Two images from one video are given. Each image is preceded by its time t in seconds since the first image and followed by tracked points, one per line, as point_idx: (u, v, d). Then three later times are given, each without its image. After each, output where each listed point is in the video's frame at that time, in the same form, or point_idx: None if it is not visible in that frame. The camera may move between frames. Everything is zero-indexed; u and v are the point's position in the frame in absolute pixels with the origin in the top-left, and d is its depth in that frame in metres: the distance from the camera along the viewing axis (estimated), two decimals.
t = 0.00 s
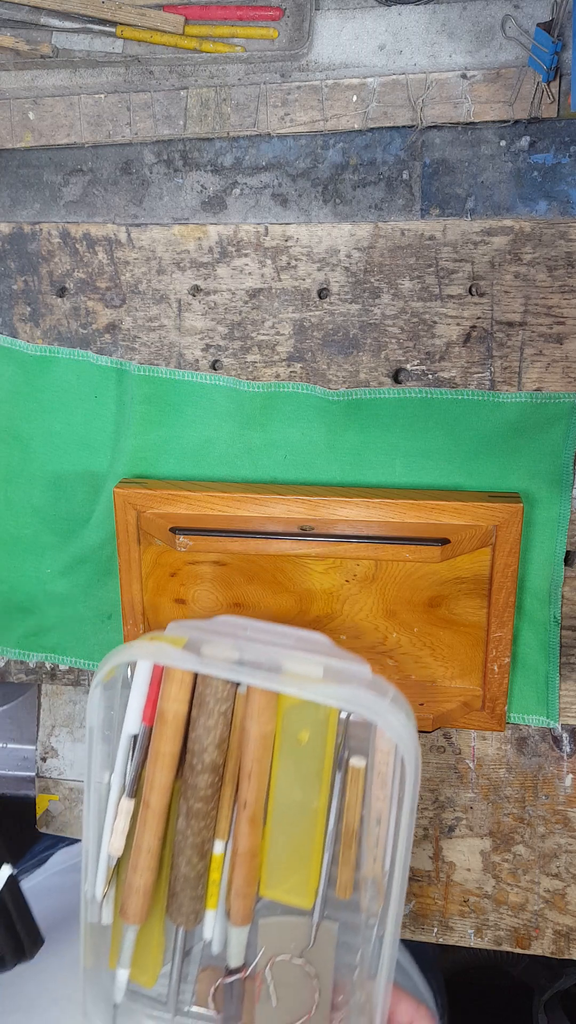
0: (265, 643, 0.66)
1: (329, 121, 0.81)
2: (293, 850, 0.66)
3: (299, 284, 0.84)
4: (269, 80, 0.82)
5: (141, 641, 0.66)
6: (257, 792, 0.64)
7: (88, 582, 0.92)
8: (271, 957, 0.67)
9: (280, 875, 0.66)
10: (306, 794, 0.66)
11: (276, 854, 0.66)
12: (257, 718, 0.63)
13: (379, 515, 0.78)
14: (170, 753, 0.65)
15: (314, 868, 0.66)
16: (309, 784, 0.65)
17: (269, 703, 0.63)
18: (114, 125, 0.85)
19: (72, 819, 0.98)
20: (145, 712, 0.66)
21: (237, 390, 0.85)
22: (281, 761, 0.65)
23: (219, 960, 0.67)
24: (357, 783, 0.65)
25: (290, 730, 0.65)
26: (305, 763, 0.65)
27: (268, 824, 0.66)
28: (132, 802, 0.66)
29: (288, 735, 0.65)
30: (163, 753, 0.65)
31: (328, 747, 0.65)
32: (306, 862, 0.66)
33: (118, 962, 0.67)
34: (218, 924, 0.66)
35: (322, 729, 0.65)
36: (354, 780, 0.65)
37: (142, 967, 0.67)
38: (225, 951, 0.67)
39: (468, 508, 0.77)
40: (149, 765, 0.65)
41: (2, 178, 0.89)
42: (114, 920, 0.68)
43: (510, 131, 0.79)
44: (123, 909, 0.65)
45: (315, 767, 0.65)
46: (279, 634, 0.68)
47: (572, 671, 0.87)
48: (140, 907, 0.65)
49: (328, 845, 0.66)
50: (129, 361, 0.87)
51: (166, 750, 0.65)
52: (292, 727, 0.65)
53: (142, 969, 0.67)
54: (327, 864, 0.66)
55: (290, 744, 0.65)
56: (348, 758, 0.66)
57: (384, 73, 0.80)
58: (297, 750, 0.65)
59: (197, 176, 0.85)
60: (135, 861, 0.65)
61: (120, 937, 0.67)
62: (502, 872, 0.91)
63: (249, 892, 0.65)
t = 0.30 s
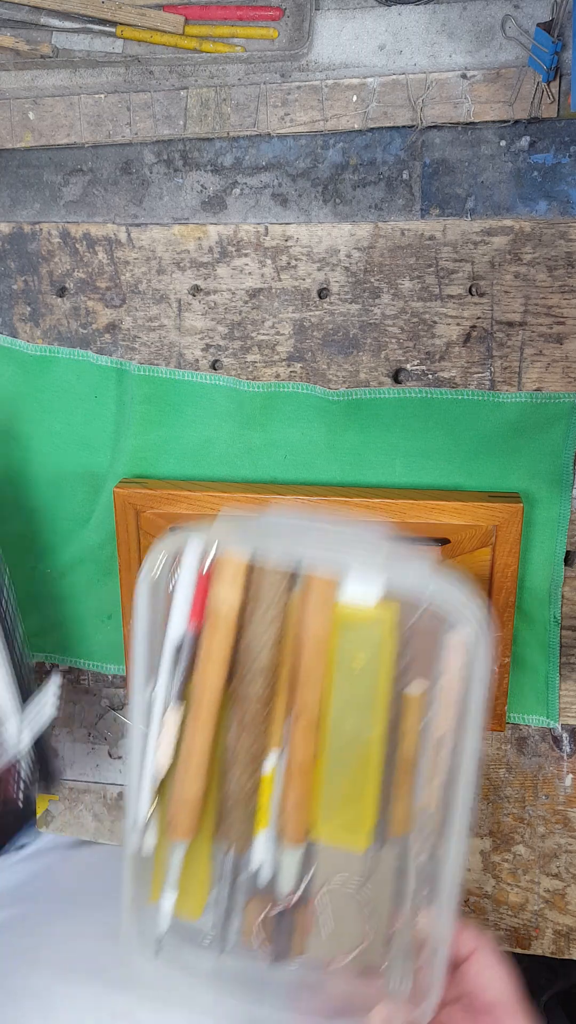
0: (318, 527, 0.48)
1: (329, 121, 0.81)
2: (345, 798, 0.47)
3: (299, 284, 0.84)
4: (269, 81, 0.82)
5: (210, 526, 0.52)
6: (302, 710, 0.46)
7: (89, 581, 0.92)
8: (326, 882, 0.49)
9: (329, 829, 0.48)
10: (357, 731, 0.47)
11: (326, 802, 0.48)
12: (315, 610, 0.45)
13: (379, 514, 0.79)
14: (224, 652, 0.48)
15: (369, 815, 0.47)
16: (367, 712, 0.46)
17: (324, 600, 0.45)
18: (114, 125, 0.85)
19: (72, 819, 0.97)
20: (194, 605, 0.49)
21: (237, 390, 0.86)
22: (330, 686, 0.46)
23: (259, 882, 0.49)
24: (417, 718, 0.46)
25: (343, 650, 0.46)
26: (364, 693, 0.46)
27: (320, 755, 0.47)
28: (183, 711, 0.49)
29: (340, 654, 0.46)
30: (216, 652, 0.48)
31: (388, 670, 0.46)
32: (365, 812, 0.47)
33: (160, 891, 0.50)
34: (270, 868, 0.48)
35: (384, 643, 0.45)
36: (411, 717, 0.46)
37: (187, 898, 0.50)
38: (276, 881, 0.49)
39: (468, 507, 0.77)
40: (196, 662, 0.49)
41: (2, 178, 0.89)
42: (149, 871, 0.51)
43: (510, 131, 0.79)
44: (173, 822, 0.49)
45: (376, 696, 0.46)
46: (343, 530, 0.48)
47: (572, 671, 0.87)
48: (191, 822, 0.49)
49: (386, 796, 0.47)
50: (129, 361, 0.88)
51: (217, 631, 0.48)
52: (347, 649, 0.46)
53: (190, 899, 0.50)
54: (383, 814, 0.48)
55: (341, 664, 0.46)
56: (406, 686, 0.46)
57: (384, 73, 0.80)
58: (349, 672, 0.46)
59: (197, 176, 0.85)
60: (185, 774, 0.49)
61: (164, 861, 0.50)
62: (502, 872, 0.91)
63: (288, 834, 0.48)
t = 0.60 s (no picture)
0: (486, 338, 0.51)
1: (329, 121, 0.81)
2: (476, 613, 0.56)
3: (299, 283, 0.84)
4: (268, 80, 0.82)
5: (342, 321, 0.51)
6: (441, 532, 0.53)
7: (88, 581, 0.92)
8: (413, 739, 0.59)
9: (448, 654, 0.57)
10: (486, 560, 0.55)
11: (442, 626, 0.56)
12: (462, 423, 0.51)
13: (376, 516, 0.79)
14: (340, 458, 0.52)
15: (484, 653, 0.56)
16: (493, 553, 0.55)
17: (478, 414, 0.51)
18: (114, 125, 0.84)
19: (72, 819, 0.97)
20: (310, 418, 0.53)
21: (236, 390, 0.86)
22: (466, 517, 0.54)
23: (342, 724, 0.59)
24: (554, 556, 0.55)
25: (482, 482, 0.53)
26: (496, 528, 0.54)
27: (445, 583, 0.55)
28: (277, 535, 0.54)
29: (480, 486, 0.53)
30: (330, 458, 0.52)
31: (527, 497, 0.53)
32: (481, 641, 0.56)
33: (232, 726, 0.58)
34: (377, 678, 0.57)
35: (531, 468, 0.53)
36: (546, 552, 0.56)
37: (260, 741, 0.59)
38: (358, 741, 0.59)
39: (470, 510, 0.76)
40: (311, 477, 0.53)
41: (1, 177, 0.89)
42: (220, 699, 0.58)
43: (510, 131, 0.79)
44: (253, 658, 0.55)
45: (508, 524, 0.54)
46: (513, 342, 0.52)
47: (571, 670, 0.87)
48: (272, 658, 0.55)
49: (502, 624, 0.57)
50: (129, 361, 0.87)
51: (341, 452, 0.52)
52: (487, 481, 0.53)
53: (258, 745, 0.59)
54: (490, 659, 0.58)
55: (478, 498, 0.54)
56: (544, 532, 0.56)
57: (384, 73, 0.80)
58: (483, 507, 0.54)
59: (197, 176, 0.85)
60: (273, 601, 0.54)
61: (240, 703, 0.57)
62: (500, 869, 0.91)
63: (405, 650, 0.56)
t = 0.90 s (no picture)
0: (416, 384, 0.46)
1: (329, 120, 0.81)
2: (431, 670, 0.50)
3: (299, 283, 0.83)
4: (268, 79, 0.82)
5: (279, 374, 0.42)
6: (389, 587, 0.48)
7: (89, 581, 0.92)
8: (366, 791, 0.51)
9: (401, 712, 0.51)
10: (438, 617, 0.49)
11: (395, 689, 0.50)
12: (413, 482, 0.46)
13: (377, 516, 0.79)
14: (295, 517, 0.45)
15: (438, 707, 0.50)
16: (442, 613, 0.49)
17: (431, 473, 0.46)
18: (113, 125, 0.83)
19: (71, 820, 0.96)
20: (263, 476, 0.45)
21: (237, 390, 0.85)
22: (416, 571, 0.48)
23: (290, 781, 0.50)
24: (503, 611, 0.49)
25: (435, 534, 0.48)
26: (448, 583, 0.49)
27: (397, 641, 0.50)
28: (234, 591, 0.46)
29: (433, 537, 0.48)
30: (284, 516, 0.45)
31: (477, 551, 0.49)
32: (433, 699, 0.50)
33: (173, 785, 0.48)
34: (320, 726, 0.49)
35: (485, 521, 0.48)
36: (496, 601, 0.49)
37: (210, 796, 0.49)
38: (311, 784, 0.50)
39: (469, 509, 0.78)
40: (266, 528, 0.46)
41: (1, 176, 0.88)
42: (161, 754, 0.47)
43: (510, 130, 0.79)
44: (209, 712, 0.47)
45: (459, 579, 0.49)
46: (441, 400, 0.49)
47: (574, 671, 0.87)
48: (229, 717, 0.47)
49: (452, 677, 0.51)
50: (129, 361, 0.87)
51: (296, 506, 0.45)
52: (441, 533, 0.48)
53: (208, 798, 0.49)
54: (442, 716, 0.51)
55: (430, 552, 0.48)
56: (495, 581, 0.50)
57: (384, 72, 0.80)
58: (433, 561, 0.49)
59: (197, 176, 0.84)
60: (232, 653, 0.47)
61: (189, 754, 0.48)
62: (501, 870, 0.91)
63: (362, 709, 0.50)
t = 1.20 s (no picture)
0: (137, 493, 0.54)
1: (329, 120, 0.81)
2: (214, 733, 0.54)
3: (299, 283, 0.83)
4: (268, 80, 0.82)
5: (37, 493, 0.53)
6: (162, 664, 0.53)
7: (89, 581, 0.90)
8: (197, 855, 0.55)
9: (199, 779, 0.54)
10: (213, 678, 0.54)
11: (193, 757, 0.54)
12: (152, 564, 0.52)
13: (379, 515, 0.79)
14: (60, 616, 0.52)
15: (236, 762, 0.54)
16: (215, 673, 0.54)
17: (168, 552, 0.52)
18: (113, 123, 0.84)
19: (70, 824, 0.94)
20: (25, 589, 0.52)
21: (238, 390, 0.86)
22: (183, 646, 0.54)
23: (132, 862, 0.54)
24: (273, 664, 0.53)
25: (192, 609, 0.54)
26: (213, 648, 0.54)
27: (180, 712, 0.54)
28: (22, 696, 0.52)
29: (189, 611, 0.54)
30: (50, 620, 0.52)
31: (234, 617, 0.54)
32: (230, 760, 0.54)
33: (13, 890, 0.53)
34: (138, 806, 0.54)
35: (230, 588, 0.54)
36: (269, 663, 0.53)
37: (51, 894, 0.54)
38: (144, 864, 0.54)
39: (470, 507, 0.78)
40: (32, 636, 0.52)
41: None
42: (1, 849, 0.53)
43: (510, 130, 0.79)
44: (25, 818, 0.52)
45: (223, 644, 0.54)
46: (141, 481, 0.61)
47: (572, 671, 0.89)
48: (41, 810, 0.52)
49: (244, 745, 0.54)
50: (129, 361, 0.87)
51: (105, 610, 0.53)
52: (198, 608, 0.54)
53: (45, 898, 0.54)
54: (247, 773, 0.54)
55: (191, 623, 0.54)
56: (259, 642, 0.54)
57: (384, 72, 0.80)
58: (197, 631, 0.54)
59: (197, 176, 0.84)
60: (33, 755, 0.52)
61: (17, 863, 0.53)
62: (502, 872, 0.92)
63: (161, 787, 0.53)
